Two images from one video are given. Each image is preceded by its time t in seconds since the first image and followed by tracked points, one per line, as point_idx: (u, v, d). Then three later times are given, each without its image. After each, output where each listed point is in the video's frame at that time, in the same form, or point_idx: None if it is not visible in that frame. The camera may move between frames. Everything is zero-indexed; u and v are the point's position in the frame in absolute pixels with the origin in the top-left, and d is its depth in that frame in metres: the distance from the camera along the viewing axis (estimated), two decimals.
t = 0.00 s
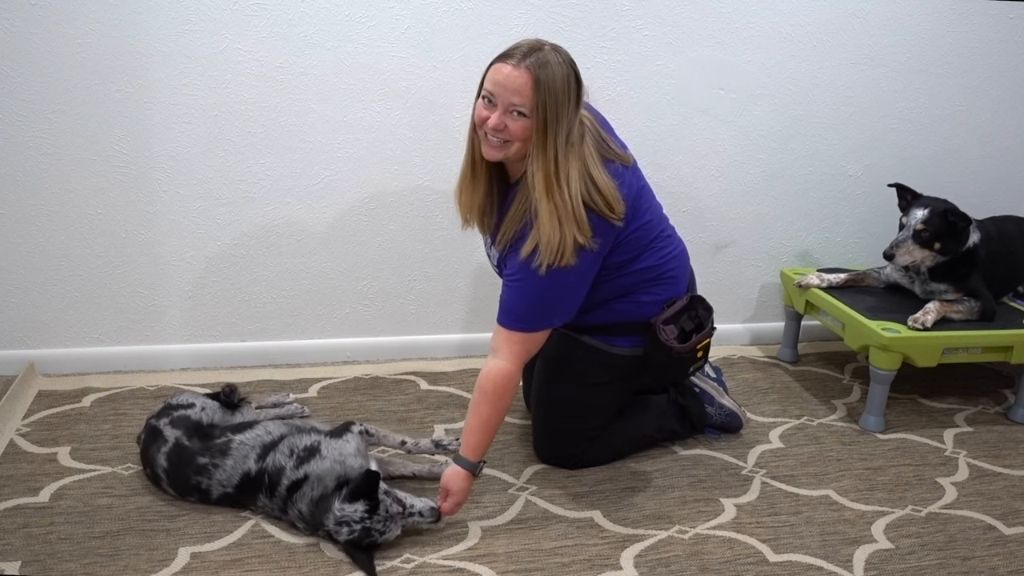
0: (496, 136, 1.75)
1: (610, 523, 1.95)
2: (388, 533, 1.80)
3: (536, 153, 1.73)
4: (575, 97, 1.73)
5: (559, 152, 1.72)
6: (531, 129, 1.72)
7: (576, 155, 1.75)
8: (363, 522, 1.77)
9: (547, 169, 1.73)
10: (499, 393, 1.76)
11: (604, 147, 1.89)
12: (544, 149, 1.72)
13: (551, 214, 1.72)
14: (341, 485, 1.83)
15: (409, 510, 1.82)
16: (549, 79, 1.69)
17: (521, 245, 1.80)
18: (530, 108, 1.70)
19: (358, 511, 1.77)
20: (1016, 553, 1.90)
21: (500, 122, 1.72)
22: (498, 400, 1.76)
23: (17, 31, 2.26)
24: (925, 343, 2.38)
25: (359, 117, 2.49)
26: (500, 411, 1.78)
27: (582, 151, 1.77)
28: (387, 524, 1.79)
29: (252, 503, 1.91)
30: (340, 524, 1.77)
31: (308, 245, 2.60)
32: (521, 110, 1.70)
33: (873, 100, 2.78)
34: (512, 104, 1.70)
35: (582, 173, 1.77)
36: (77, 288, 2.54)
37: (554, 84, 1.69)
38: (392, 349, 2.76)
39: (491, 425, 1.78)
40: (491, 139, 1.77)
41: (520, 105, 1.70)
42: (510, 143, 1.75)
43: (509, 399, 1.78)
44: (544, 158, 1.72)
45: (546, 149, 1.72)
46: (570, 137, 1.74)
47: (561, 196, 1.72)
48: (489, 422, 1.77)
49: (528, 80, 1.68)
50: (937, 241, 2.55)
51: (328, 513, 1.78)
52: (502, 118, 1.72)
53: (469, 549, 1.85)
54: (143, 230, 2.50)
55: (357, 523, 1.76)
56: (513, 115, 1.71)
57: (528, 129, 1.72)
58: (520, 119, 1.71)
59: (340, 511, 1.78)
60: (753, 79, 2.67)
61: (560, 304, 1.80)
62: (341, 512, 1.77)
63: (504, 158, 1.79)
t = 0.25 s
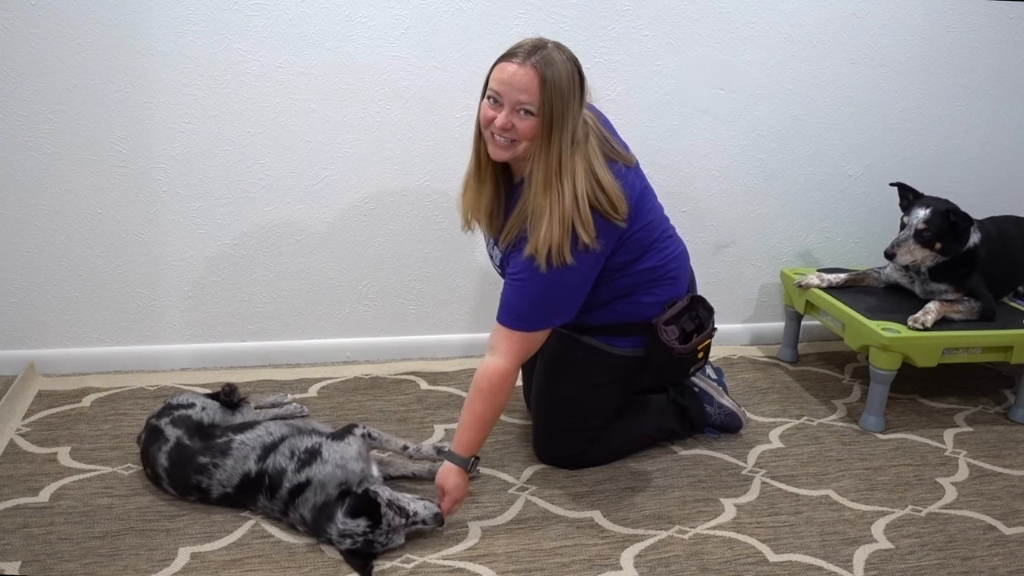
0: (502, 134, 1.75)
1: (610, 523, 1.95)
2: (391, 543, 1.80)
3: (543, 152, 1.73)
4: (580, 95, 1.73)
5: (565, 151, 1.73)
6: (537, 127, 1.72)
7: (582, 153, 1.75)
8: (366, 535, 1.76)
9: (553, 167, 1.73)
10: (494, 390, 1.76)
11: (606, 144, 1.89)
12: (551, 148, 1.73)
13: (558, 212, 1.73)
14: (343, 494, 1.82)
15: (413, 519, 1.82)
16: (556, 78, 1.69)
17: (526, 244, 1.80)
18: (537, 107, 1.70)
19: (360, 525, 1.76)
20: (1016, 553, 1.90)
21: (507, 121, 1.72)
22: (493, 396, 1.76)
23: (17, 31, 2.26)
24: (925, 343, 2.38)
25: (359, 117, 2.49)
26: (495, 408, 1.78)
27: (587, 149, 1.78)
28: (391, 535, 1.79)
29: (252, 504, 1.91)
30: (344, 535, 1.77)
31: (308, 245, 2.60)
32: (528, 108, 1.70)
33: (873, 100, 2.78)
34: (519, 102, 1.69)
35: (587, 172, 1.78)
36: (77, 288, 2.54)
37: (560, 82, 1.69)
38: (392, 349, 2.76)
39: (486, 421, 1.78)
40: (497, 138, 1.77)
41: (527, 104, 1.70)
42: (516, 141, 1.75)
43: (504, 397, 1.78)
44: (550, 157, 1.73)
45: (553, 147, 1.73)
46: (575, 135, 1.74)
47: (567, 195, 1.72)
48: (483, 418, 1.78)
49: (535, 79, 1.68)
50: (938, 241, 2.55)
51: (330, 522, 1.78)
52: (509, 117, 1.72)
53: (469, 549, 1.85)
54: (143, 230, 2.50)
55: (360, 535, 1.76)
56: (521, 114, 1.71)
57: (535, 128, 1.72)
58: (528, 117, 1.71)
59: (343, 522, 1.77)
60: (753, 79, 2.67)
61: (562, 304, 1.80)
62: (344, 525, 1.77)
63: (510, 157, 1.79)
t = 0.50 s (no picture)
0: (505, 128, 1.74)
1: (610, 523, 1.95)
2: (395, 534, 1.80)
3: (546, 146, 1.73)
4: (582, 89, 1.73)
5: (568, 144, 1.73)
6: (540, 120, 1.72)
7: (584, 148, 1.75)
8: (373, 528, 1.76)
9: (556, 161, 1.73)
10: (505, 386, 1.76)
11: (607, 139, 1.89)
12: (553, 142, 1.73)
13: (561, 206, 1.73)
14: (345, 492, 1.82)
15: (415, 508, 1.83)
16: (559, 72, 1.68)
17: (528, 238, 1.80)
18: (540, 101, 1.69)
19: (366, 518, 1.76)
20: (1016, 553, 1.90)
21: (510, 114, 1.72)
22: (504, 392, 1.77)
23: (17, 31, 2.26)
24: (926, 343, 2.38)
25: (359, 117, 2.49)
26: (505, 405, 1.78)
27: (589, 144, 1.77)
28: (396, 525, 1.80)
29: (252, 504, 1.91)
30: (349, 531, 1.76)
31: (308, 245, 2.60)
32: (531, 101, 1.70)
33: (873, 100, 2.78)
34: (522, 95, 1.69)
35: (590, 167, 1.78)
36: (77, 288, 2.54)
37: (563, 76, 1.69)
38: (392, 349, 2.76)
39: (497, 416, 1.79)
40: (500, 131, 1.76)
41: (530, 97, 1.69)
42: (519, 135, 1.75)
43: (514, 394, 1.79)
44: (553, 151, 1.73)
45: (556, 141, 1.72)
46: (578, 129, 1.74)
47: (570, 189, 1.72)
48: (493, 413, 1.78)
49: (538, 73, 1.68)
50: (938, 241, 2.55)
51: (334, 520, 1.77)
52: (512, 110, 1.71)
53: (469, 549, 1.85)
54: (143, 230, 2.50)
55: (367, 528, 1.76)
56: (524, 107, 1.71)
57: (538, 122, 1.72)
58: (531, 111, 1.71)
59: (348, 518, 1.76)
60: (753, 79, 2.67)
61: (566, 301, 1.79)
62: (349, 520, 1.76)
63: (513, 150, 1.79)
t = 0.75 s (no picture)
0: (505, 126, 1.74)
1: (610, 523, 1.95)
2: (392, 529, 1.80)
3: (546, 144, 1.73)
4: (584, 88, 1.73)
5: (568, 143, 1.73)
6: (541, 119, 1.72)
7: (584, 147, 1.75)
8: (368, 522, 1.76)
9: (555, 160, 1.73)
10: (501, 386, 1.76)
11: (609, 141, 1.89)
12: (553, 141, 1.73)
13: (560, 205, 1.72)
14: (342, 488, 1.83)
15: (409, 502, 1.84)
16: (560, 70, 1.68)
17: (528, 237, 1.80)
18: (540, 99, 1.70)
19: (360, 512, 1.76)
20: (1016, 553, 1.90)
21: (509, 111, 1.72)
22: (500, 392, 1.77)
23: (17, 31, 2.26)
24: (925, 342, 2.38)
25: (359, 117, 2.49)
26: (502, 405, 1.78)
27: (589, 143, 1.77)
28: (391, 521, 1.79)
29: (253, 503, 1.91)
30: (344, 527, 1.76)
31: (308, 245, 2.60)
32: (531, 99, 1.70)
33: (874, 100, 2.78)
34: (522, 92, 1.69)
35: (590, 167, 1.78)
36: (77, 287, 2.54)
37: (564, 74, 1.69)
38: (392, 349, 2.76)
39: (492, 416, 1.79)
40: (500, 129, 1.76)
41: (530, 95, 1.69)
42: (519, 133, 1.75)
43: (511, 394, 1.79)
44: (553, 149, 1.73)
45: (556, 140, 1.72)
46: (578, 129, 1.74)
47: (570, 188, 1.72)
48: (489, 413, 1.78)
49: (538, 71, 1.68)
50: (938, 241, 2.55)
51: (330, 516, 1.78)
52: (512, 108, 1.71)
53: (469, 549, 1.85)
54: (143, 230, 2.50)
55: (361, 523, 1.76)
56: (523, 105, 1.71)
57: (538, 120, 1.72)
58: (530, 108, 1.71)
59: (342, 513, 1.77)
60: (753, 79, 2.67)
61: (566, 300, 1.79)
62: (343, 515, 1.76)
63: (513, 148, 1.79)
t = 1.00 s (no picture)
0: (505, 129, 1.74)
1: (610, 523, 1.95)
2: (387, 531, 1.80)
3: (546, 148, 1.73)
4: (584, 92, 1.73)
5: (569, 147, 1.72)
6: (541, 122, 1.72)
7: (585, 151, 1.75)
8: (361, 524, 1.76)
9: (556, 164, 1.73)
10: (495, 387, 1.77)
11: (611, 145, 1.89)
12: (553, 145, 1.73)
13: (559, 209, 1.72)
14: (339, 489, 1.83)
15: (402, 505, 1.84)
16: (560, 73, 1.68)
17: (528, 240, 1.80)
18: (540, 103, 1.70)
19: (353, 513, 1.76)
20: (1016, 553, 1.90)
21: (510, 115, 1.72)
22: (494, 393, 1.78)
23: (17, 31, 2.26)
24: (925, 343, 2.38)
25: (359, 117, 2.49)
26: (496, 404, 1.79)
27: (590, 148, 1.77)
28: (386, 522, 1.79)
29: (252, 503, 1.91)
30: (337, 528, 1.76)
31: (308, 245, 2.60)
32: (531, 103, 1.70)
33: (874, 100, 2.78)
34: (522, 96, 1.69)
35: (591, 171, 1.77)
36: (77, 287, 2.54)
37: (564, 78, 1.69)
38: (392, 348, 2.76)
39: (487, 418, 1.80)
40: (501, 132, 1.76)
41: (530, 99, 1.69)
42: (520, 137, 1.75)
43: (505, 394, 1.79)
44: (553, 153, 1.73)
45: (556, 144, 1.72)
46: (579, 133, 1.74)
47: (571, 192, 1.72)
48: (484, 415, 1.79)
49: (539, 74, 1.68)
50: (939, 241, 2.55)
51: (323, 518, 1.77)
52: (512, 111, 1.71)
53: (469, 549, 1.85)
54: (143, 230, 2.50)
55: (354, 525, 1.75)
56: (524, 109, 1.71)
57: (538, 124, 1.72)
58: (531, 112, 1.71)
59: (336, 514, 1.77)
60: (753, 79, 2.67)
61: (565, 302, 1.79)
62: (337, 517, 1.76)
63: (513, 152, 1.79)
